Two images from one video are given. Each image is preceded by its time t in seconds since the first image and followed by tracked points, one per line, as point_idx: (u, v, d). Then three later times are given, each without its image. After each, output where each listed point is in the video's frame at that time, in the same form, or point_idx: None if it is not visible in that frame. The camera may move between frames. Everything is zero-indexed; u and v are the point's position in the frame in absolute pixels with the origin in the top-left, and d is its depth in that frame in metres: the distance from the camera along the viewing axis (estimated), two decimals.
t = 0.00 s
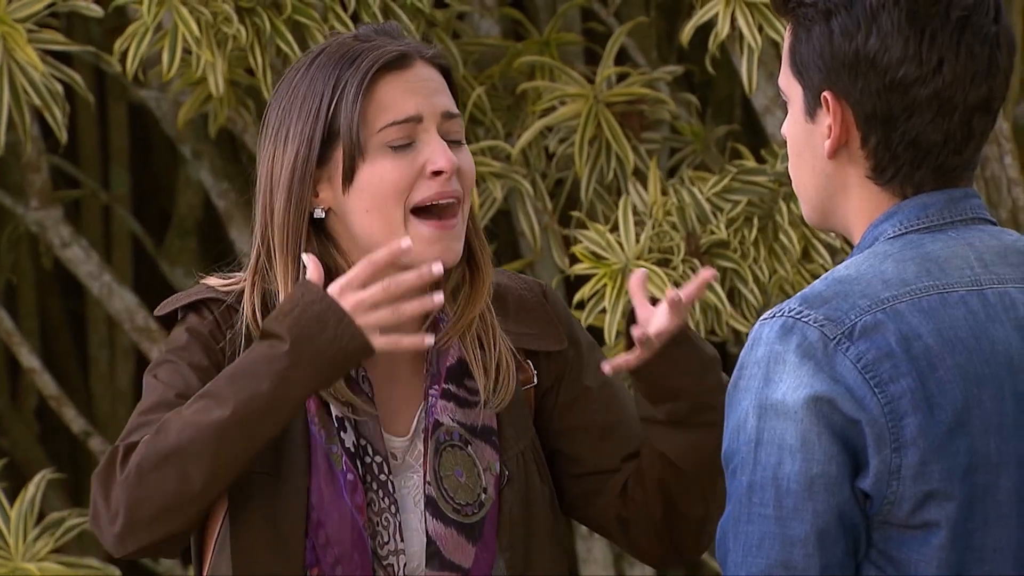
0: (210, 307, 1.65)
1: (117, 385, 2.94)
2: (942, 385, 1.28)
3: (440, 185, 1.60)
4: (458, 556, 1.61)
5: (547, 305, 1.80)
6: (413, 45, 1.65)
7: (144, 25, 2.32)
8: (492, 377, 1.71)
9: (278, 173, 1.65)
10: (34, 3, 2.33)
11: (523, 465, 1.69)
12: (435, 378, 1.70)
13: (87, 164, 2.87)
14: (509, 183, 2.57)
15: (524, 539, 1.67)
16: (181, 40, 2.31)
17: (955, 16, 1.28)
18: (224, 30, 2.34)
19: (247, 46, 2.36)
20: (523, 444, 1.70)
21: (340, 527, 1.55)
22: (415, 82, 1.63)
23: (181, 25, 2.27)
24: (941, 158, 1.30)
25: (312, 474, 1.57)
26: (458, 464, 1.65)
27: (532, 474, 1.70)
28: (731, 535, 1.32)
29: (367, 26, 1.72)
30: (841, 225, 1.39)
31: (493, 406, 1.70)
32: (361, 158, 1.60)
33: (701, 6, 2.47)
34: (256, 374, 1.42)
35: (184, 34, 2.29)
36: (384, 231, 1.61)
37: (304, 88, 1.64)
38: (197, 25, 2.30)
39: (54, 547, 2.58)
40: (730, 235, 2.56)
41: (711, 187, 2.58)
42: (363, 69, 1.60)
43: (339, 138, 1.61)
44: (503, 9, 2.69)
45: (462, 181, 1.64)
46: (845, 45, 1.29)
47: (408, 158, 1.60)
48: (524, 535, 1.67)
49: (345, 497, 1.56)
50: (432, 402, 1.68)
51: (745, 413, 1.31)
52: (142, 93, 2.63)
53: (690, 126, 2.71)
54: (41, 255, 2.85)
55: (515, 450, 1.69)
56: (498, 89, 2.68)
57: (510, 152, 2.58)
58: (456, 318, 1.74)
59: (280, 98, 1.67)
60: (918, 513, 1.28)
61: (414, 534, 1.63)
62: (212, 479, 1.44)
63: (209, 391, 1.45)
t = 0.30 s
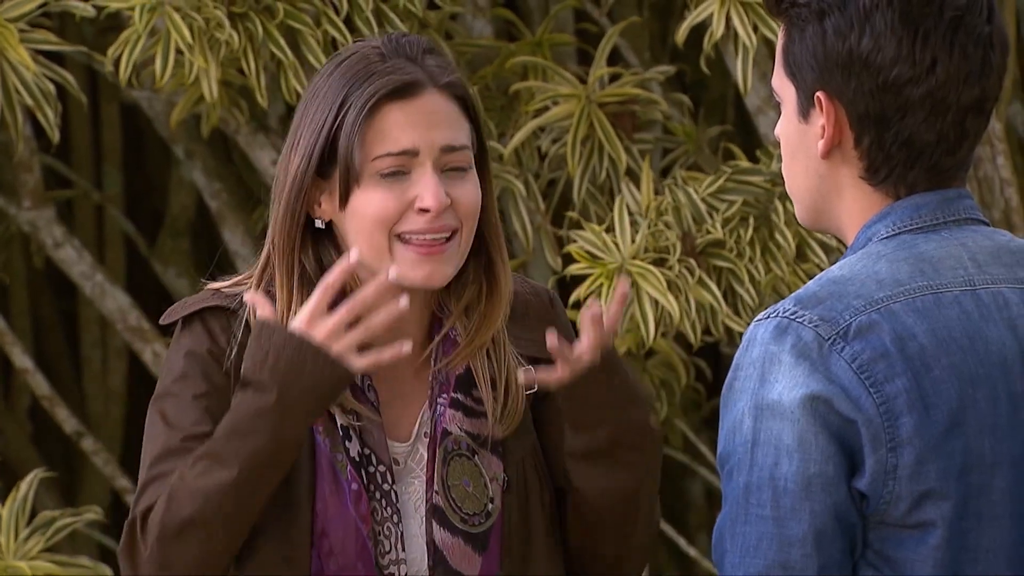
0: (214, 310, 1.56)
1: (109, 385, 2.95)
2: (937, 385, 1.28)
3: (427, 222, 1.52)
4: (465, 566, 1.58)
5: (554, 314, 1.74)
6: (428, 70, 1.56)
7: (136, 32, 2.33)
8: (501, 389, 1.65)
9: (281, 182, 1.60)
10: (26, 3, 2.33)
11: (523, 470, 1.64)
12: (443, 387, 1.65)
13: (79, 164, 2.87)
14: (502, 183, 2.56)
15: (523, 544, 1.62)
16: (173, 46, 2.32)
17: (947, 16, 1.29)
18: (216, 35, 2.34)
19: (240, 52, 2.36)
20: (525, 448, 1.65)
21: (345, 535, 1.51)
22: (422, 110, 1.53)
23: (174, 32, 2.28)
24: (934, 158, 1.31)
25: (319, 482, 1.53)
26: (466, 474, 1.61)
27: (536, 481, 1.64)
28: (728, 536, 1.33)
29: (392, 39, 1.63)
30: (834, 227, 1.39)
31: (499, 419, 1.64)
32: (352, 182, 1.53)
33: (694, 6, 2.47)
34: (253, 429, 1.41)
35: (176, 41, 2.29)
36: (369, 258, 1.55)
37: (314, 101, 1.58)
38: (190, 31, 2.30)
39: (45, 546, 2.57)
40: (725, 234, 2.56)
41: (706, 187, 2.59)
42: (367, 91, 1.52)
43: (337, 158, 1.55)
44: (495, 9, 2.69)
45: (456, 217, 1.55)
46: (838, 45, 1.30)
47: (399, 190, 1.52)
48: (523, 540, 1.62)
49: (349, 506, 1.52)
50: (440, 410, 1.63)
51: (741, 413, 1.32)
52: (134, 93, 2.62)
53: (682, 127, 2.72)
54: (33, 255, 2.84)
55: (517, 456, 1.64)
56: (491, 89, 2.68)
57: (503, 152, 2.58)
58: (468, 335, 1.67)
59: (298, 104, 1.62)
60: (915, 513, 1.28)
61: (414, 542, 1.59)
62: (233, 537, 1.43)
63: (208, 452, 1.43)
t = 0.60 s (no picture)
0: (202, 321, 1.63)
1: (102, 384, 2.94)
2: (930, 383, 1.28)
3: (387, 251, 1.58)
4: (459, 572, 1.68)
5: (552, 324, 1.82)
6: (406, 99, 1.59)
7: (127, 23, 2.31)
8: (493, 400, 1.74)
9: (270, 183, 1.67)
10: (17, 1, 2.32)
11: (518, 479, 1.74)
12: (439, 395, 1.73)
13: (72, 162, 2.86)
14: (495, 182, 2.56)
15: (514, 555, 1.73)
16: (165, 38, 2.30)
17: (940, 14, 1.29)
18: (207, 27, 2.33)
19: (231, 44, 2.35)
20: (520, 457, 1.75)
21: (323, 543, 1.59)
22: (397, 141, 1.57)
23: (165, 24, 2.26)
24: (928, 157, 1.31)
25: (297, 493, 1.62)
26: (460, 483, 1.70)
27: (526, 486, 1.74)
28: (720, 535, 1.32)
29: (391, 51, 1.65)
30: (827, 225, 1.39)
31: (492, 428, 1.74)
32: (324, 203, 1.60)
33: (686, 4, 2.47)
34: (174, 536, 1.51)
35: (167, 32, 2.28)
36: (338, 273, 1.63)
37: (303, 108, 1.62)
38: (181, 22, 2.29)
39: (38, 545, 2.57)
40: (719, 233, 2.56)
41: (699, 185, 2.59)
42: (344, 119, 1.56)
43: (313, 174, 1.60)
44: (488, 8, 2.68)
45: (422, 244, 1.61)
46: (831, 44, 1.29)
47: (364, 217, 1.58)
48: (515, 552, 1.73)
49: (327, 514, 1.60)
50: (436, 418, 1.71)
51: (733, 412, 1.31)
52: (127, 92, 2.62)
53: (675, 125, 2.72)
54: (26, 254, 2.84)
55: (512, 464, 1.74)
56: (484, 88, 2.67)
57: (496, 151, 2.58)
58: (463, 341, 1.76)
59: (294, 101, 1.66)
60: (908, 512, 1.28)
61: (402, 545, 1.67)
62: None
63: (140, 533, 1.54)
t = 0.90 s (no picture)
0: (180, 324, 1.65)
1: (104, 383, 2.94)
2: (932, 384, 1.28)
3: (369, 257, 1.57)
4: (433, 570, 1.62)
5: (538, 322, 1.79)
6: (389, 102, 1.57)
7: (130, 20, 2.31)
8: (470, 394, 1.71)
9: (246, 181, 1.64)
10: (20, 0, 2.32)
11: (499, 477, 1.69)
12: (414, 391, 1.69)
13: (74, 162, 2.86)
14: (497, 182, 2.56)
15: (492, 555, 1.67)
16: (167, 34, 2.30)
17: (940, 13, 1.29)
18: (209, 24, 2.33)
19: (233, 42, 2.35)
20: (500, 456, 1.70)
21: (300, 539, 1.58)
22: (376, 147, 1.55)
23: (167, 19, 2.26)
24: (929, 156, 1.31)
25: (274, 488, 1.60)
26: (434, 478, 1.65)
27: (509, 486, 1.69)
28: (723, 536, 1.32)
29: (367, 46, 1.62)
30: (828, 225, 1.39)
31: (470, 420, 1.70)
32: (304, 207, 1.58)
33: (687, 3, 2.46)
34: None
35: (169, 29, 2.28)
36: (320, 273, 1.62)
37: (277, 111, 1.60)
38: (183, 19, 2.29)
39: (40, 545, 2.57)
40: (713, 231, 2.56)
41: (694, 183, 2.59)
42: (322, 125, 1.54)
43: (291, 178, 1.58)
44: (490, 7, 2.68)
45: (405, 246, 1.59)
46: (832, 43, 1.29)
47: (344, 223, 1.57)
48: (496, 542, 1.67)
49: (302, 512, 1.58)
50: (410, 414, 1.68)
51: (735, 413, 1.31)
52: (129, 91, 2.62)
53: (677, 125, 2.72)
54: (28, 253, 2.84)
55: (490, 462, 1.69)
56: (485, 88, 2.68)
57: (498, 150, 2.57)
58: (438, 332, 1.72)
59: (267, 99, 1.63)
60: (910, 513, 1.28)
61: (380, 543, 1.64)
62: None
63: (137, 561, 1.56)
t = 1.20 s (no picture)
0: (172, 331, 1.69)
1: (113, 382, 2.94)
2: (943, 383, 1.28)
3: (388, 240, 1.58)
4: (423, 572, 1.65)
5: (534, 325, 1.80)
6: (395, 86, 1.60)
7: (136, 21, 2.31)
8: (461, 396, 1.73)
9: (249, 183, 1.64)
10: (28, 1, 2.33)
11: (495, 481, 1.71)
12: (405, 394, 1.72)
13: (82, 162, 2.86)
14: (504, 182, 2.57)
15: (488, 556, 1.70)
16: (173, 36, 2.30)
17: (949, 12, 1.29)
18: (216, 25, 2.33)
19: (240, 43, 2.35)
20: (496, 459, 1.72)
21: (286, 552, 1.62)
22: (388, 130, 1.58)
23: (174, 20, 2.27)
24: (939, 154, 1.31)
25: (263, 500, 1.65)
26: (425, 481, 1.68)
27: (504, 488, 1.71)
28: (733, 536, 1.32)
29: (364, 39, 1.66)
30: (839, 224, 1.38)
31: (461, 422, 1.72)
32: (318, 198, 1.59)
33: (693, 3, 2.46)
34: None
35: (176, 30, 2.28)
36: (333, 267, 1.62)
37: (280, 108, 1.61)
38: (189, 20, 2.29)
39: (48, 544, 2.58)
40: (718, 231, 2.56)
41: (700, 183, 2.57)
42: (336, 109, 1.56)
43: (304, 169, 1.59)
44: (498, 7, 2.68)
45: (420, 231, 1.61)
46: (841, 43, 1.29)
47: (362, 208, 1.58)
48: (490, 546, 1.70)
49: (290, 525, 1.63)
50: (402, 418, 1.70)
51: (746, 413, 1.31)
52: (136, 92, 2.62)
53: (685, 125, 2.72)
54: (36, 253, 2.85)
55: (486, 465, 1.71)
56: (493, 87, 2.68)
57: (504, 151, 2.57)
58: (427, 336, 1.75)
59: (263, 104, 1.65)
60: (921, 513, 1.28)
61: (374, 548, 1.68)
62: None
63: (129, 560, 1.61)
